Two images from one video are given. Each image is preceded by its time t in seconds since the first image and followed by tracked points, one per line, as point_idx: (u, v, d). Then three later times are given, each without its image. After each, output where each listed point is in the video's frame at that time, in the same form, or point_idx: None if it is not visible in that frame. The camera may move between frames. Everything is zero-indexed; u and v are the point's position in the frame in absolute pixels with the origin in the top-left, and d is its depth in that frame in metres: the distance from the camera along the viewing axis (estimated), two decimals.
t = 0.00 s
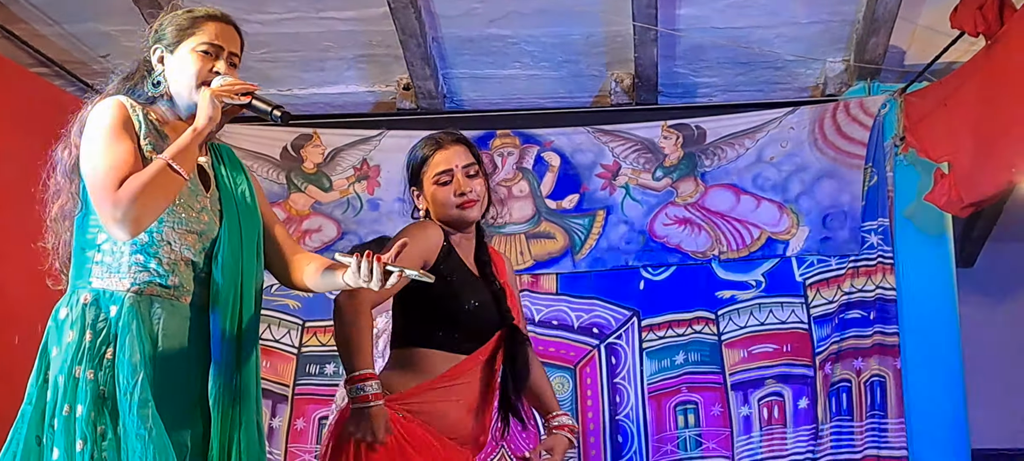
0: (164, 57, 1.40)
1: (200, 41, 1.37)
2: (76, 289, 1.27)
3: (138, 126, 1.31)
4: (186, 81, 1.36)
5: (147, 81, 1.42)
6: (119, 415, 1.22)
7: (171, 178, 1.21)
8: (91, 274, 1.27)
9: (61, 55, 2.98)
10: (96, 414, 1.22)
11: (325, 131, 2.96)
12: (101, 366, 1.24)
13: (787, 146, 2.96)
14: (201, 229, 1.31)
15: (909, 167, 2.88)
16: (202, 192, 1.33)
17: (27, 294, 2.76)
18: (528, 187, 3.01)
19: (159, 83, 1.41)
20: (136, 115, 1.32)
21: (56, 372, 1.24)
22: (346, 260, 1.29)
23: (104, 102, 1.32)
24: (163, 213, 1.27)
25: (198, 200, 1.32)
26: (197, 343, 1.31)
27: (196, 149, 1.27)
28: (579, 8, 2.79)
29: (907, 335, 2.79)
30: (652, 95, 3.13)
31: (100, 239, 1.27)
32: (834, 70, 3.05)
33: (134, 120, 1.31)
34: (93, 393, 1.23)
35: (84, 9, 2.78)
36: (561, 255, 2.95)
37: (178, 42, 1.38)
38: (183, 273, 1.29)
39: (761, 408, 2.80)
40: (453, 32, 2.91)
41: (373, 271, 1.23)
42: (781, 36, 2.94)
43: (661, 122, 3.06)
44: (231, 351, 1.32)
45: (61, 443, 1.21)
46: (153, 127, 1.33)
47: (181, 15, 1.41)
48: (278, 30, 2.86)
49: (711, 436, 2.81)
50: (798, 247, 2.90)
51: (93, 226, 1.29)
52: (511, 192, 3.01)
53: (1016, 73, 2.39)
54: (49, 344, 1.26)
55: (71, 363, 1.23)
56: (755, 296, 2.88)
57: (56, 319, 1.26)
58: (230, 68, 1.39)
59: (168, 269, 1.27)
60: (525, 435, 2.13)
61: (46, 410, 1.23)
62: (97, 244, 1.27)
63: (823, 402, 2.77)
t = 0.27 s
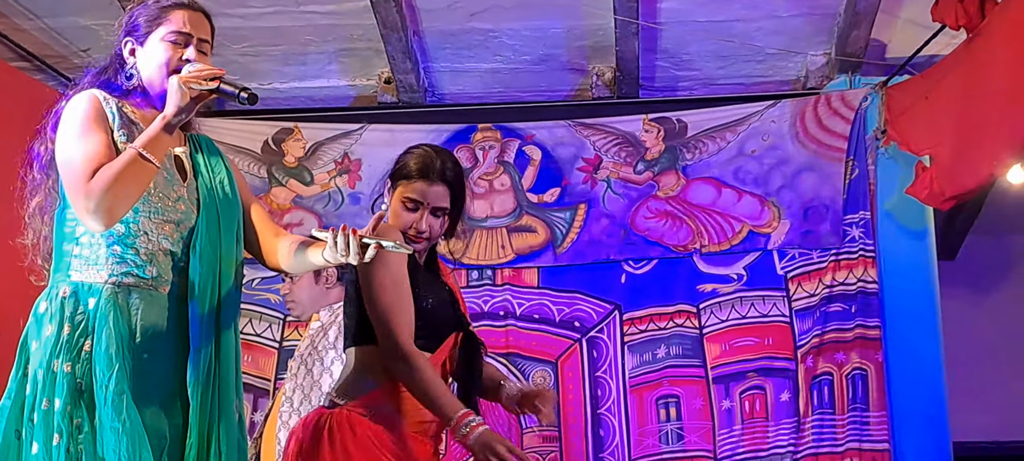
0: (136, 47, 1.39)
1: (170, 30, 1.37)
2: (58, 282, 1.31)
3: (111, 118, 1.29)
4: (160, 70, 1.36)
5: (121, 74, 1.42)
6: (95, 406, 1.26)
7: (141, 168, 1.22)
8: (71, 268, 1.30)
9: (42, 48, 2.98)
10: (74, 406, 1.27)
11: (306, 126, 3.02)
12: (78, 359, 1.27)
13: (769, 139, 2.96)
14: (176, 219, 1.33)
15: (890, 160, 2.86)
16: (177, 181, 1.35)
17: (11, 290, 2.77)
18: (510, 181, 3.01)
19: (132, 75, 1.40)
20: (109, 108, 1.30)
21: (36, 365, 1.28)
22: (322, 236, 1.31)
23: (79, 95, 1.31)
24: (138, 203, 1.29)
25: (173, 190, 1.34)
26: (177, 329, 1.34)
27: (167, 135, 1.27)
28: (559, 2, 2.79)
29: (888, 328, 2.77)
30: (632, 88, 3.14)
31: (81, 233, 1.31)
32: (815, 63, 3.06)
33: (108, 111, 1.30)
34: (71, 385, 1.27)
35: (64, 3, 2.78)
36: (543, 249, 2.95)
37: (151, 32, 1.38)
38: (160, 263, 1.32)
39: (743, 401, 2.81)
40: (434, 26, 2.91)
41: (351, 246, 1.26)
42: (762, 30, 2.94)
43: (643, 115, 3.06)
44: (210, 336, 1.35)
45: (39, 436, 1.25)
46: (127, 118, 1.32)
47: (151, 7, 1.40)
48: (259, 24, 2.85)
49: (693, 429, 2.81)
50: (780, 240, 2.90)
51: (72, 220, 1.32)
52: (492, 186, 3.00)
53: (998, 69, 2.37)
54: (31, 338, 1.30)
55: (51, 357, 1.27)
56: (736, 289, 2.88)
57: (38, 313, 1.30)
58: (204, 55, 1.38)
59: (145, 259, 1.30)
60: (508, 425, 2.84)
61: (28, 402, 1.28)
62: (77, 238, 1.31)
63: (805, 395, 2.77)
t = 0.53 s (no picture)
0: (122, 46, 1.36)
1: (155, 27, 1.33)
2: (51, 276, 1.28)
3: (102, 112, 1.27)
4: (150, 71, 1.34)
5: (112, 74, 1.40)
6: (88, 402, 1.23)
7: (129, 161, 1.18)
8: (65, 260, 1.27)
9: (36, 44, 2.98)
10: (66, 400, 1.24)
11: (300, 120, 3.02)
12: (72, 354, 1.25)
13: (764, 133, 2.96)
14: (170, 210, 1.30)
15: (885, 152, 2.90)
16: (171, 172, 1.31)
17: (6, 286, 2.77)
18: (504, 175, 3.01)
19: (123, 75, 1.38)
20: (102, 102, 1.27)
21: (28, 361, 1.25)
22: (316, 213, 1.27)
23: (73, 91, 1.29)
24: (131, 195, 1.25)
25: (166, 182, 1.30)
26: (172, 323, 1.30)
27: (156, 129, 1.24)
28: None
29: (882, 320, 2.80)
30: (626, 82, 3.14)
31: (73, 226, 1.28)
32: (809, 56, 3.06)
33: (99, 105, 1.27)
34: (65, 379, 1.24)
35: None
36: (538, 243, 2.96)
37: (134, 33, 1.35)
38: (155, 255, 1.28)
39: (738, 395, 2.80)
40: (427, 21, 2.90)
41: (347, 223, 1.23)
42: (757, 24, 2.94)
43: (637, 109, 3.06)
44: (207, 331, 1.31)
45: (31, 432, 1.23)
46: (115, 109, 1.29)
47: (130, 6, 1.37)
48: (252, 19, 2.85)
49: (688, 423, 2.81)
50: (775, 234, 2.89)
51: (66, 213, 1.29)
52: (486, 180, 3.01)
53: (996, 65, 2.37)
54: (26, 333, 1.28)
55: (44, 351, 1.24)
56: (731, 283, 2.88)
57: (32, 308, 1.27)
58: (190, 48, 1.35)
59: (139, 251, 1.26)
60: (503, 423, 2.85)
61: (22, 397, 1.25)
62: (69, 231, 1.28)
63: (799, 390, 2.77)
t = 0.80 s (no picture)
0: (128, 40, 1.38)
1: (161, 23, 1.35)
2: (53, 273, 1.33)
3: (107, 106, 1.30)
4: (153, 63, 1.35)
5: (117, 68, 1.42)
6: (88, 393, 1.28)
7: (128, 158, 1.21)
8: (67, 258, 1.33)
9: (39, 40, 2.98)
10: (67, 394, 1.29)
11: (303, 116, 3.03)
12: (72, 346, 1.30)
13: (766, 127, 2.95)
14: (169, 204, 1.35)
15: (887, 147, 2.85)
16: (171, 165, 1.37)
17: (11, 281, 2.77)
18: (507, 170, 3.01)
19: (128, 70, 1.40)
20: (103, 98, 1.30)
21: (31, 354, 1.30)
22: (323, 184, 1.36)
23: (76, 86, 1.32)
24: (130, 190, 1.31)
25: (166, 174, 1.35)
26: (172, 316, 1.35)
27: (157, 127, 1.24)
28: None
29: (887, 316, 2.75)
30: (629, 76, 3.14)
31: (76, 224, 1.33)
32: (812, 50, 3.06)
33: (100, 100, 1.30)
34: (65, 374, 1.29)
35: None
36: (540, 238, 2.95)
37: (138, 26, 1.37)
38: (153, 249, 1.34)
39: (742, 390, 2.80)
40: (429, 16, 2.90)
41: (351, 194, 1.31)
42: (759, 18, 2.94)
43: (640, 103, 3.06)
44: (208, 321, 1.35)
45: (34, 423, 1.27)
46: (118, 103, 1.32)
47: None
48: (255, 14, 2.85)
49: (691, 419, 2.80)
50: (778, 228, 2.89)
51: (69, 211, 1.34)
52: (489, 175, 3.01)
53: (995, 60, 2.37)
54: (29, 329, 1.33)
55: (45, 346, 1.29)
56: (735, 278, 2.87)
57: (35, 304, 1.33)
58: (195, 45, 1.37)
59: (138, 245, 1.32)
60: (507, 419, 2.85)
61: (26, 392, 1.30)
62: (71, 228, 1.33)
63: (804, 385, 2.76)
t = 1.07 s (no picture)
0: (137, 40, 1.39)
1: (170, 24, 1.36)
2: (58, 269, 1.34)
3: (112, 105, 1.30)
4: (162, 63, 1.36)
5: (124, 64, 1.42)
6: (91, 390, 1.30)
7: (133, 158, 1.21)
8: (72, 254, 1.34)
9: (45, 37, 2.99)
10: (69, 390, 1.31)
11: (309, 113, 3.03)
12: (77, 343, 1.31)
13: (773, 123, 2.95)
14: (174, 202, 1.36)
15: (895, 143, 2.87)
16: (176, 162, 1.37)
17: (18, 279, 2.78)
18: (512, 166, 3.01)
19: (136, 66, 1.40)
20: (109, 97, 1.30)
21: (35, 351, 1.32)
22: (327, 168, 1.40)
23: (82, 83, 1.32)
24: (135, 189, 1.31)
25: (171, 171, 1.36)
26: (176, 313, 1.36)
27: (163, 128, 1.24)
28: None
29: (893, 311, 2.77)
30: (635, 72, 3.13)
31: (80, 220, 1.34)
32: (819, 46, 3.05)
33: (106, 99, 1.30)
34: (68, 370, 1.31)
35: None
36: (546, 235, 2.95)
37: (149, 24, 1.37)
38: (158, 247, 1.34)
39: (748, 387, 2.80)
40: (435, 13, 2.90)
41: (354, 171, 1.34)
42: (766, 14, 2.93)
43: (646, 99, 3.06)
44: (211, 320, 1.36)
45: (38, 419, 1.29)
46: (124, 102, 1.32)
47: None
48: (261, 12, 2.85)
49: (697, 415, 2.80)
50: (784, 225, 2.89)
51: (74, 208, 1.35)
52: (495, 172, 3.01)
53: (1002, 57, 2.37)
54: (34, 324, 1.34)
55: (49, 343, 1.31)
56: (740, 275, 2.87)
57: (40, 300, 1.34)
58: (204, 46, 1.38)
59: (143, 242, 1.32)
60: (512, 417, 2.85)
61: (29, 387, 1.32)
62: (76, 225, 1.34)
63: (809, 381, 2.76)
